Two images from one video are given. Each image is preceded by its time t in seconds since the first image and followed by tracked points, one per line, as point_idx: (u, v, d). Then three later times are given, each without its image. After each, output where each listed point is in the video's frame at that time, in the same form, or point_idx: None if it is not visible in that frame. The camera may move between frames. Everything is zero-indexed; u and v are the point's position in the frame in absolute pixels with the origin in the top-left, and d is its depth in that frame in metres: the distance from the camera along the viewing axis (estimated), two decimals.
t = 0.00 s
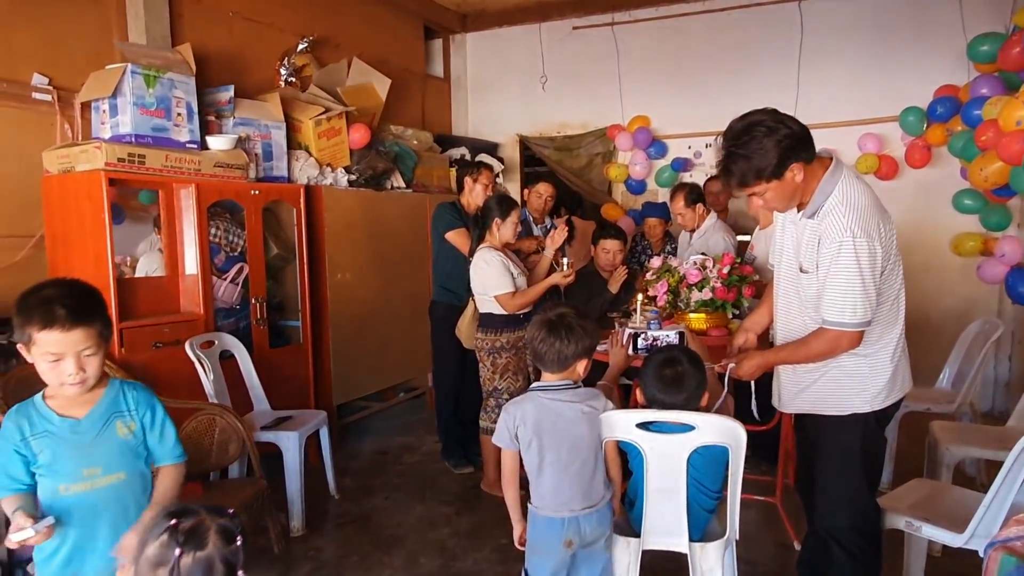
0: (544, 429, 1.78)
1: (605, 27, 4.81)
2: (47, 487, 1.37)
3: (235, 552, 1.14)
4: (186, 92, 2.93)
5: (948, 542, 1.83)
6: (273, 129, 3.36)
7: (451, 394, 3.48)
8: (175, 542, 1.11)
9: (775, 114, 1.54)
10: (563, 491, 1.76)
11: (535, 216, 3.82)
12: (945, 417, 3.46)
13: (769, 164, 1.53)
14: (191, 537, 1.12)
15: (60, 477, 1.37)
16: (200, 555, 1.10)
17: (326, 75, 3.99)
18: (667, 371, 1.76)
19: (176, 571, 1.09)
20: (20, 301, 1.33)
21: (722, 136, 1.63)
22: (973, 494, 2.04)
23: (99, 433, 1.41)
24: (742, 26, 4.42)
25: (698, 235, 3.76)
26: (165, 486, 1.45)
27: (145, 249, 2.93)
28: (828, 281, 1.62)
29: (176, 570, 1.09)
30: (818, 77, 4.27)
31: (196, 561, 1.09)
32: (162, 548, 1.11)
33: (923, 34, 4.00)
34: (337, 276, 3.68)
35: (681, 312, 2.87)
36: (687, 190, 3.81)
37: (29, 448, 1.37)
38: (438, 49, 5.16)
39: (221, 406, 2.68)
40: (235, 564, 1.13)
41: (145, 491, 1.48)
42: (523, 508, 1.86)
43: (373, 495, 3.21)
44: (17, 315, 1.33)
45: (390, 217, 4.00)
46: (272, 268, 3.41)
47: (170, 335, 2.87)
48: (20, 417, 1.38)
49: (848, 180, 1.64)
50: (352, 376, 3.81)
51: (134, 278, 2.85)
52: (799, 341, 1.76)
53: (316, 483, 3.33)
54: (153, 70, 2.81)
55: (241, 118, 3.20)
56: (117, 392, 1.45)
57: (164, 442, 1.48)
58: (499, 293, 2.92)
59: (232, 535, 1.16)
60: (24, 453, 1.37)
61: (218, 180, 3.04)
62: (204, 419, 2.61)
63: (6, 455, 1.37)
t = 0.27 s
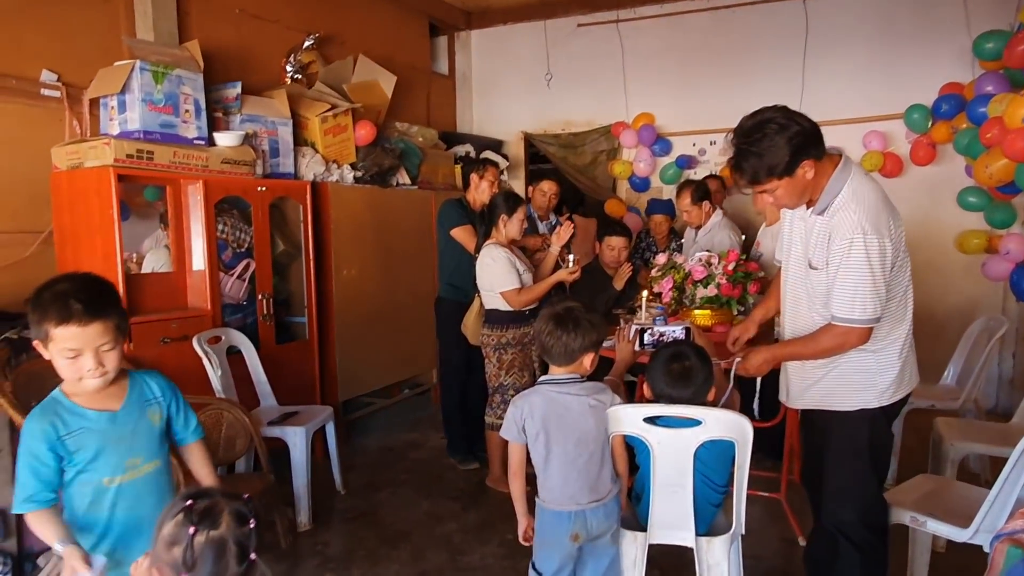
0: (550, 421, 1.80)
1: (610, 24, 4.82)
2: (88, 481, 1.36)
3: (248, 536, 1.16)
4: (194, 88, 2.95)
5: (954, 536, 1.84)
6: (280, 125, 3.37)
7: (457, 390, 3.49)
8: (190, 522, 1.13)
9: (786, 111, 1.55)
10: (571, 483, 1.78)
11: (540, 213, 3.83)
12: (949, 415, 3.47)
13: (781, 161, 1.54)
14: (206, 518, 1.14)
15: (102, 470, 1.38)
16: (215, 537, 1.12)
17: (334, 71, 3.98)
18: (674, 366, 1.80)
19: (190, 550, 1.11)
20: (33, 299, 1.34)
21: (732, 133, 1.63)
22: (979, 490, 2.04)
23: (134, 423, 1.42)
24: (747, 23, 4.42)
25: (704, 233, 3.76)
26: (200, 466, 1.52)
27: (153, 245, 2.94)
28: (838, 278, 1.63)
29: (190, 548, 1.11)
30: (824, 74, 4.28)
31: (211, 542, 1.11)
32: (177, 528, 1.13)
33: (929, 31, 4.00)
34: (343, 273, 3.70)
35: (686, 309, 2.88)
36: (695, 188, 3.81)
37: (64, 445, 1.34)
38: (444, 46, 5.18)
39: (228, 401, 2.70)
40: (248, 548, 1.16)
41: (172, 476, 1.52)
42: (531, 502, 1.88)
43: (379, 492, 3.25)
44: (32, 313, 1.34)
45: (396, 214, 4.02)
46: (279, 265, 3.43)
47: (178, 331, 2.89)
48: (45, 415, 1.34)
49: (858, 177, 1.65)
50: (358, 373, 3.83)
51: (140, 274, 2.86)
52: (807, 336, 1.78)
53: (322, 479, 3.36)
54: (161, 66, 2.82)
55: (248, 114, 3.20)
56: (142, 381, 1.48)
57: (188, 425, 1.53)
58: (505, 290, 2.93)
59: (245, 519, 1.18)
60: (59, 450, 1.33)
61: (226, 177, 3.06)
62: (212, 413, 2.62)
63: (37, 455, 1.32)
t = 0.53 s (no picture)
0: (564, 414, 1.82)
1: (622, 20, 4.81)
2: (148, 481, 1.40)
3: (269, 527, 1.18)
4: (209, 85, 2.98)
5: (967, 532, 1.84)
6: (294, 122, 3.40)
7: (469, 386, 3.52)
8: (215, 511, 1.15)
9: (807, 109, 1.55)
10: (583, 477, 1.79)
11: (551, 209, 3.85)
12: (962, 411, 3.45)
13: (804, 159, 1.54)
14: (231, 507, 1.16)
15: (156, 467, 1.42)
16: (240, 526, 1.14)
17: (346, 68, 4.04)
18: (689, 360, 1.81)
19: (213, 539, 1.13)
20: (66, 306, 1.35)
21: (753, 130, 1.64)
22: (993, 486, 2.04)
23: (177, 421, 1.48)
24: (760, 19, 4.41)
25: (716, 229, 3.75)
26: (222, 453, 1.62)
27: (168, 241, 2.97)
28: (856, 275, 1.63)
29: (214, 537, 1.13)
30: (837, 69, 4.26)
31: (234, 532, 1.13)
32: (203, 516, 1.15)
33: (944, 25, 3.97)
34: (356, 269, 3.72)
35: (699, 305, 2.89)
36: (709, 185, 3.81)
37: (124, 447, 1.36)
38: (455, 41, 5.25)
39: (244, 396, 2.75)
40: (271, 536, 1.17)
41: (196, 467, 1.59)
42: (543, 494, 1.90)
43: (392, 486, 3.28)
44: (64, 319, 1.35)
45: (408, 210, 4.03)
46: (292, 261, 3.46)
47: (193, 326, 2.93)
48: (100, 420, 1.34)
49: (878, 174, 1.65)
50: (371, 368, 3.86)
51: (154, 270, 2.88)
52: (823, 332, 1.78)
53: (336, 474, 3.40)
54: (177, 63, 2.85)
55: (262, 111, 3.24)
56: (171, 379, 1.54)
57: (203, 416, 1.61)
58: (518, 285, 2.95)
59: (267, 510, 1.19)
60: (121, 453, 1.35)
61: (240, 173, 3.08)
62: (227, 408, 2.68)
63: (101, 461, 1.33)
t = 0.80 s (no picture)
0: (583, 406, 1.83)
1: (641, 15, 4.79)
2: (194, 484, 1.47)
3: (299, 517, 1.22)
4: (232, 81, 3.02)
5: (991, 530, 1.82)
6: (315, 118, 3.42)
7: (488, 380, 3.55)
8: (245, 502, 1.18)
9: (838, 106, 1.54)
10: (598, 469, 1.80)
11: (569, 205, 3.85)
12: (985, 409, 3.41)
13: (837, 158, 1.53)
14: (262, 498, 1.19)
15: (198, 471, 1.49)
16: (271, 517, 1.18)
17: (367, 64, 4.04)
18: (710, 354, 1.82)
19: (244, 529, 1.16)
20: (111, 319, 1.43)
21: (780, 127, 1.63)
22: (1017, 484, 2.02)
23: (216, 425, 1.55)
24: (781, 12, 4.38)
25: (736, 225, 3.76)
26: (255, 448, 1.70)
27: (190, 236, 3.01)
28: (883, 272, 1.63)
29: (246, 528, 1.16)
30: (859, 63, 4.21)
31: (266, 523, 1.16)
32: (233, 506, 1.18)
33: (970, 18, 3.91)
34: (376, 264, 3.75)
35: (718, 300, 2.88)
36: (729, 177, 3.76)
37: (171, 454, 1.43)
38: (474, 37, 5.17)
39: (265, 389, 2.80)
40: (300, 527, 1.21)
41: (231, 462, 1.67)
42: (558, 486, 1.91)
43: (412, 479, 3.31)
44: (108, 333, 1.42)
45: (427, 206, 4.05)
46: (313, 256, 3.50)
47: (216, 320, 2.97)
48: (148, 429, 1.41)
49: (906, 170, 1.65)
50: (390, 362, 3.89)
51: (178, 264, 2.93)
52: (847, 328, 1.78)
53: (356, 466, 3.43)
54: (201, 60, 2.89)
55: (284, 107, 3.27)
56: (208, 380, 1.61)
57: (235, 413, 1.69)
58: (537, 281, 2.96)
59: (297, 502, 1.23)
60: (168, 460, 1.42)
61: (262, 168, 3.12)
62: (248, 401, 2.72)
63: (149, 468, 1.39)
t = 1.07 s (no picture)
0: (609, 403, 1.86)
1: (667, 12, 4.77)
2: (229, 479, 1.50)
3: (330, 514, 1.29)
4: (262, 82, 3.07)
5: None
6: (342, 117, 3.46)
7: (513, 378, 3.56)
8: (280, 497, 1.25)
9: (870, 104, 1.53)
10: (622, 466, 1.85)
11: (593, 203, 3.84)
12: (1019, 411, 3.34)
13: (869, 156, 1.52)
14: (296, 495, 1.26)
15: (232, 467, 1.52)
16: (304, 514, 1.25)
17: (392, 64, 4.07)
18: (737, 353, 1.81)
19: (278, 525, 1.24)
20: (155, 319, 1.47)
21: (810, 124, 1.62)
22: None
23: (251, 423, 1.57)
24: (809, 8, 4.33)
25: (762, 223, 3.70)
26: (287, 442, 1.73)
27: (219, 234, 3.06)
28: (916, 272, 1.61)
29: (281, 523, 1.23)
30: (889, 59, 4.15)
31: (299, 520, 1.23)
32: (269, 502, 1.25)
33: (1004, 11, 3.84)
34: (401, 261, 3.78)
35: (744, 299, 2.86)
36: (756, 177, 3.75)
37: (206, 450, 1.46)
38: (499, 36, 5.18)
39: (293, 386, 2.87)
40: (331, 523, 1.28)
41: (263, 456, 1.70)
42: (578, 482, 1.94)
43: (436, 475, 3.35)
44: (153, 332, 1.47)
45: (451, 204, 4.07)
46: (339, 254, 3.54)
47: (246, 317, 3.03)
48: (184, 423, 1.44)
49: (938, 168, 1.63)
50: (415, 359, 3.91)
51: (208, 262, 2.99)
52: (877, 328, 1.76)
53: (381, 462, 3.47)
54: (231, 61, 2.94)
55: (311, 107, 3.31)
56: (243, 378, 1.64)
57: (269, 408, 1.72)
58: (562, 279, 2.96)
59: (329, 498, 1.29)
60: (202, 455, 1.46)
61: (291, 167, 3.16)
62: (277, 396, 2.79)
63: (186, 463, 1.43)
